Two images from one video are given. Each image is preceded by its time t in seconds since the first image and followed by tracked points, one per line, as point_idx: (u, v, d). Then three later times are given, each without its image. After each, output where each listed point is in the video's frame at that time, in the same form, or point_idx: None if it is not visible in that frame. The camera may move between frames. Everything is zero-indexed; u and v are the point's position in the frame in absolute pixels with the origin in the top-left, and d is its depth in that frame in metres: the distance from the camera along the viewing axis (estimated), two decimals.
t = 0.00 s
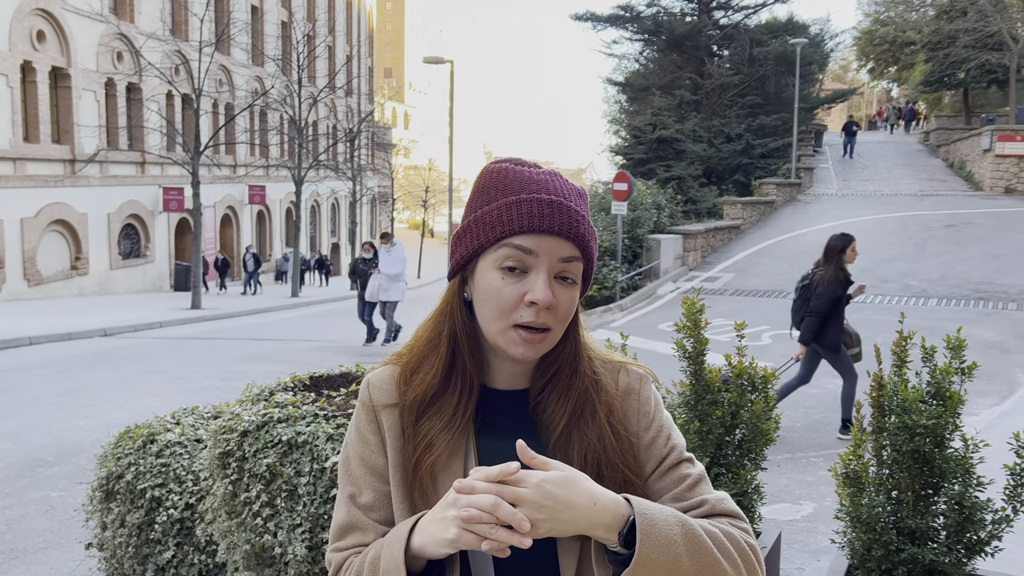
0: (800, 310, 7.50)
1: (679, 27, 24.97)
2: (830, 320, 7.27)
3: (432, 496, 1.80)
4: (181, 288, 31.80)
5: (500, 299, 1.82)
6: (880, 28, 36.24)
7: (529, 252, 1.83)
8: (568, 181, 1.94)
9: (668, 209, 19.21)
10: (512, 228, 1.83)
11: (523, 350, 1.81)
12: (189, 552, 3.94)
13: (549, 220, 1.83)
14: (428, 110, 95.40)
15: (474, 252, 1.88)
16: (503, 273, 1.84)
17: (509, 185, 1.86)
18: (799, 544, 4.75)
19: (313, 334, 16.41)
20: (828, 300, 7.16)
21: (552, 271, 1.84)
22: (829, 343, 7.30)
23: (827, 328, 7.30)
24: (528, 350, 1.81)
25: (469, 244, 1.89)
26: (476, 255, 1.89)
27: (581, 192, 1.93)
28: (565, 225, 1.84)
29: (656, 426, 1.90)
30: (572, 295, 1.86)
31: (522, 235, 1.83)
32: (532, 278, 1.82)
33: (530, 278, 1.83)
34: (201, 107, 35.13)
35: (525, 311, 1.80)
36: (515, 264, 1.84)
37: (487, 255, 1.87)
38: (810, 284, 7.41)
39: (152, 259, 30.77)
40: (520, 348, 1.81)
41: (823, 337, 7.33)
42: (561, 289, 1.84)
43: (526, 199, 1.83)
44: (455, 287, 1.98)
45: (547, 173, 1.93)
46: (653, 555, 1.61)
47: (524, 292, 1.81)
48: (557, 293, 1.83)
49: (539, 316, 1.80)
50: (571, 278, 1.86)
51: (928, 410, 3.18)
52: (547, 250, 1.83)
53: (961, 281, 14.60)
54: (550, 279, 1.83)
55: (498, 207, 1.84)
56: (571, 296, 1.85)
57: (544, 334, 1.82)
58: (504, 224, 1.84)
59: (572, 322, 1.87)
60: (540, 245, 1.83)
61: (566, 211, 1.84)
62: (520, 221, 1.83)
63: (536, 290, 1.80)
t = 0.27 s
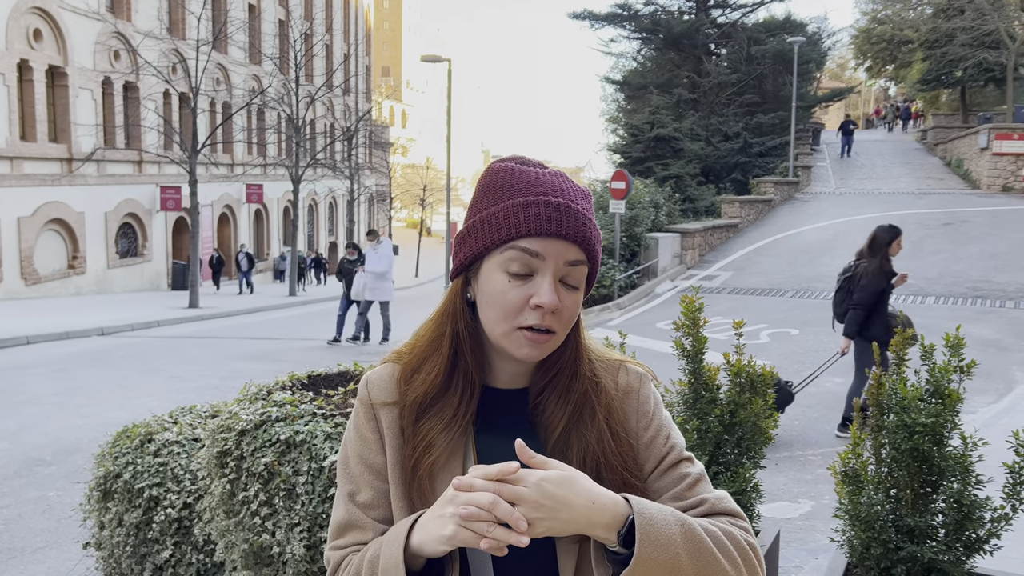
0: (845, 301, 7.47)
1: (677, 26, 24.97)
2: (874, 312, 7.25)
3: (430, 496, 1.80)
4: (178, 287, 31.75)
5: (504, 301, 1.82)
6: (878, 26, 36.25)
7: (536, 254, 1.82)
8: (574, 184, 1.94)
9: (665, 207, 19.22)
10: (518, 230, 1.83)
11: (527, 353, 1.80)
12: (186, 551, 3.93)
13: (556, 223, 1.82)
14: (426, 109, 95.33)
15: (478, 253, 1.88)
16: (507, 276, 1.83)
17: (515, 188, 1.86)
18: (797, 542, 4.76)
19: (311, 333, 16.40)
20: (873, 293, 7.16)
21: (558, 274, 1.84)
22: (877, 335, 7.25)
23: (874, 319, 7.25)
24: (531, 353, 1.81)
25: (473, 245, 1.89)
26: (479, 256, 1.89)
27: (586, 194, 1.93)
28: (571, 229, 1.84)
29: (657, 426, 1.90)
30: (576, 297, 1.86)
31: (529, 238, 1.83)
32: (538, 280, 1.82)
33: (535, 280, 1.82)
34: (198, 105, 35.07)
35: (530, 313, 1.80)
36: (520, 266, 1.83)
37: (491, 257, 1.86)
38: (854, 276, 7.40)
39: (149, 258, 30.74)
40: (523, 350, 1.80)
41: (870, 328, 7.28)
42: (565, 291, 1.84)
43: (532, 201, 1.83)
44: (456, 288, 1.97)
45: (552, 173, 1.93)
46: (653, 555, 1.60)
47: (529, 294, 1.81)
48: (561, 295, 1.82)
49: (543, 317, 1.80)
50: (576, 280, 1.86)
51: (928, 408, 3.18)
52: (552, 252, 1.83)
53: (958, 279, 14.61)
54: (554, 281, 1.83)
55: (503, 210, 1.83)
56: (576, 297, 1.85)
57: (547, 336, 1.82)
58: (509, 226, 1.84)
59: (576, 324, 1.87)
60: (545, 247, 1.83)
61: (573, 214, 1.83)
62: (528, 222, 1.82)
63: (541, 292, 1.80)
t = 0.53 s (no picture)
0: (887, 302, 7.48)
1: (675, 24, 25.00)
2: (918, 315, 7.27)
3: (429, 496, 1.80)
4: (176, 286, 31.71)
5: (505, 300, 1.82)
6: (876, 25, 36.24)
7: (536, 251, 1.82)
8: (571, 180, 1.95)
9: (664, 206, 19.22)
10: (517, 228, 1.82)
11: (529, 351, 1.80)
12: (184, 550, 3.92)
13: (553, 220, 1.82)
14: (424, 107, 95.28)
15: (478, 252, 1.87)
16: (508, 274, 1.83)
17: (513, 186, 1.86)
18: (796, 540, 4.76)
19: (309, 332, 16.37)
20: (917, 296, 7.18)
21: (558, 272, 1.84)
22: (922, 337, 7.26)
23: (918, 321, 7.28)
24: (533, 352, 1.80)
25: (472, 244, 1.88)
26: (479, 255, 1.88)
27: (582, 190, 1.93)
28: (569, 225, 1.84)
29: (656, 425, 1.89)
30: (577, 294, 1.86)
31: (529, 235, 1.82)
32: (538, 278, 1.82)
33: (535, 278, 1.82)
34: (196, 104, 35.03)
35: (531, 312, 1.79)
36: (520, 265, 1.83)
37: (491, 256, 1.86)
38: (898, 278, 7.42)
39: (147, 257, 30.71)
40: (523, 349, 1.80)
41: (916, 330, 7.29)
42: (566, 288, 1.84)
43: (529, 198, 1.83)
44: (455, 286, 1.97)
45: (550, 171, 1.92)
46: (653, 555, 1.60)
47: (529, 293, 1.80)
48: (561, 292, 1.82)
49: (544, 317, 1.80)
50: (576, 278, 1.86)
51: (927, 406, 3.19)
52: (551, 250, 1.83)
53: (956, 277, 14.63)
54: (555, 280, 1.83)
55: (501, 208, 1.83)
56: (576, 295, 1.85)
57: (547, 334, 1.82)
58: (508, 224, 1.83)
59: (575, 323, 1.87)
60: (544, 245, 1.83)
61: (572, 212, 1.83)
62: (527, 220, 1.82)
63: (541, 290, 1.79)
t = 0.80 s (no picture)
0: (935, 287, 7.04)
1: (673, 23, 25.03)
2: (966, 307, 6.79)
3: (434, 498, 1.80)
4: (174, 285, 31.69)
5: (506, 298, 1.81)
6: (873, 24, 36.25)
7: (533, 248, 1.82)
8: (568, 174, 1.94)
9: (662, 205, 19.22)
10: (514, 224, 1.82)
11: (532, 349, 1.80)
12: (183, 550, 3.92)
13: (547, 212, 1.82)
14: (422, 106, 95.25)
15: (476, 250, 1.87)
16: (507, 271, 1.83)
17: (506, 180, 1.85)
18: (796, 539, 4.77)
19: (307, 331, 16.35)
20: (965, 287, 6.69)
21: (557, 265, 1.84)
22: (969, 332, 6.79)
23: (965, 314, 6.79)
24: (536, 350, 1.80)
25: (470, 241, 1.88)
26: (478, 253, 1.88)
27: (575, 181, 1.92)
28: (563, 217, 1.84)
29: (661, 423, 1.89)
30: (578, 288, 1.85)
31: (526, 231, 1.82)
32: (538, 274, 1.81)
33: (535, 273, 1.82)
34: (194, 103, 34.99)
35: (533, 309, 1.79)
36: (518, 261, 1.83)
37: (490, 254, 1.86)
38: (945, 268, 6.93)
39: (145, 256, 30.68)
40: (528, 346, 1.80)
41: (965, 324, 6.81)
42: (566, 282, 1.83)
43: (523, 193, 1.83)
44: (457, 287, 1.96)
45: (546, 166, 1.91)
46: (657, 552, 1.60)
47: (530, 289, 1.80)
48: (561, 285, 1.82)
49: (546, 314, 1.80)
50: (575, 270, 1.86)
51: (927, 405, 3.19)
52: (549, 243, 1.83)
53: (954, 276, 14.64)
54: (555, 274, 1.83)
55: (495, 202, 1.83)
56: (576, 290, 1.84)
57: (551, 331, 1.81)
58: (505, 219, 1.83)
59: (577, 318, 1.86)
60: (541, 238, 1.82)
61: (569, 205, 1.83)
62: (523, 216, 1.82)
63: (542, 284, 1.79)
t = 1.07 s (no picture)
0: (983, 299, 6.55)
1: (671, 22, 25.04)
2: (1017, 311, 6.43)
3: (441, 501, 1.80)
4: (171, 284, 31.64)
5: (500, 301, 1.82)
6: (871, 24, 36.30)
7: (520, 252, 1.82)
8: (550, 173, 1.94)
9: (660, 204, 19.23)
10: (500, 229, 1.82)
11: (532, 352, 1.80)
12: (182, 549, 3.92)
13: (527, 218, 1.82)
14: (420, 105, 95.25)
15: (468, 257, 1.87)
16: (497, 278, 1.84)
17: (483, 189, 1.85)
18: (795, 538, 4.77)
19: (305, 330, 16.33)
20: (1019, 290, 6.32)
21: (546, 266, 1.84)
22: None
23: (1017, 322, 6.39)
24: (536, 351, 1.80)
25: (460, 250, 1.88)
26: (470, 259, 1.88)
27: (557, 179, 1.91)
28: (546, 219, 1.83)
29: (667, 422, 1.89)
30: (571, 287, 1.85)
31: (511, 235, 1.82)
32: (528, 277, 1.82)
33: (524, 279, 1.82)
34: (191, 102, 34.94)
35: (527, 312, 1.79)
36: (506, 266, 1.84)
37: (481, 259, 1.86)
38: (994, 272, 6.52)
39: (143, 254, 30.63)
40: (526, 348, 1.80)
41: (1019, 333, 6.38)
42: (557, 282, 1.84)
43: (500, 201, 1.83)
44: (456, 292, 1.97)
45: (528, 167, 1.91)
46: (665, 549, 1.60)
47: (523, 292, 1.80)
48: (553, 286, 1.82)
49: (541, 315, 1.80)
50: (565, 268, 1.86)
51: (929, 404, 3.19)
52: (533, 249, 1.83)
53: (952, 275, 14.65)
54: (545, 274, 1.83)
55: (476, 214, 1.83)
56: (569, 289, 1.84)
57: (548, 333, 1.81)
58: (491, 225, 1.83)
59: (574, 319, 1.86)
60: (525, 244, 1.83)
61: (551, 206, 1.83)
62: (507, 221, 1.82)
63: (534, 289, 1.79)
